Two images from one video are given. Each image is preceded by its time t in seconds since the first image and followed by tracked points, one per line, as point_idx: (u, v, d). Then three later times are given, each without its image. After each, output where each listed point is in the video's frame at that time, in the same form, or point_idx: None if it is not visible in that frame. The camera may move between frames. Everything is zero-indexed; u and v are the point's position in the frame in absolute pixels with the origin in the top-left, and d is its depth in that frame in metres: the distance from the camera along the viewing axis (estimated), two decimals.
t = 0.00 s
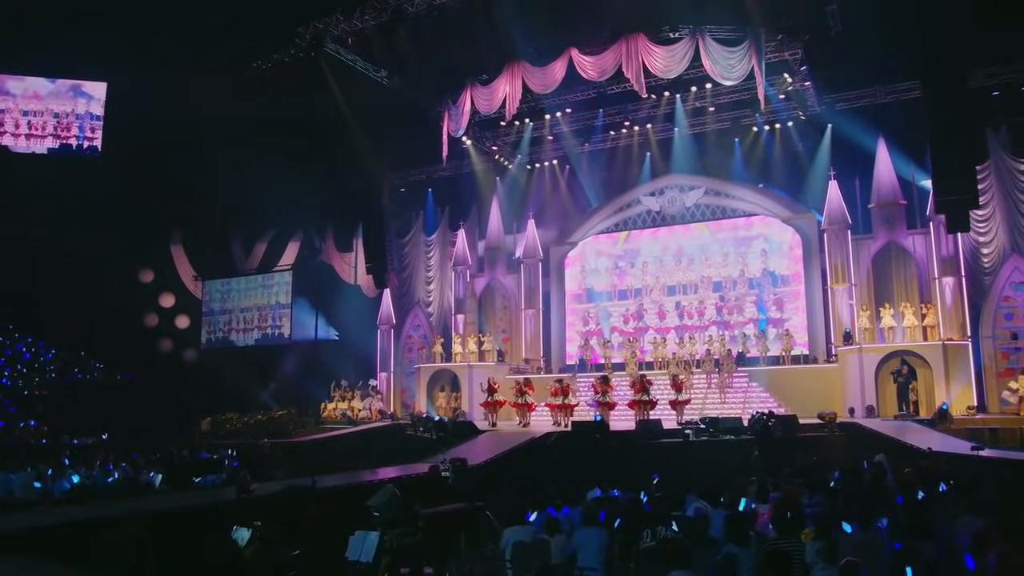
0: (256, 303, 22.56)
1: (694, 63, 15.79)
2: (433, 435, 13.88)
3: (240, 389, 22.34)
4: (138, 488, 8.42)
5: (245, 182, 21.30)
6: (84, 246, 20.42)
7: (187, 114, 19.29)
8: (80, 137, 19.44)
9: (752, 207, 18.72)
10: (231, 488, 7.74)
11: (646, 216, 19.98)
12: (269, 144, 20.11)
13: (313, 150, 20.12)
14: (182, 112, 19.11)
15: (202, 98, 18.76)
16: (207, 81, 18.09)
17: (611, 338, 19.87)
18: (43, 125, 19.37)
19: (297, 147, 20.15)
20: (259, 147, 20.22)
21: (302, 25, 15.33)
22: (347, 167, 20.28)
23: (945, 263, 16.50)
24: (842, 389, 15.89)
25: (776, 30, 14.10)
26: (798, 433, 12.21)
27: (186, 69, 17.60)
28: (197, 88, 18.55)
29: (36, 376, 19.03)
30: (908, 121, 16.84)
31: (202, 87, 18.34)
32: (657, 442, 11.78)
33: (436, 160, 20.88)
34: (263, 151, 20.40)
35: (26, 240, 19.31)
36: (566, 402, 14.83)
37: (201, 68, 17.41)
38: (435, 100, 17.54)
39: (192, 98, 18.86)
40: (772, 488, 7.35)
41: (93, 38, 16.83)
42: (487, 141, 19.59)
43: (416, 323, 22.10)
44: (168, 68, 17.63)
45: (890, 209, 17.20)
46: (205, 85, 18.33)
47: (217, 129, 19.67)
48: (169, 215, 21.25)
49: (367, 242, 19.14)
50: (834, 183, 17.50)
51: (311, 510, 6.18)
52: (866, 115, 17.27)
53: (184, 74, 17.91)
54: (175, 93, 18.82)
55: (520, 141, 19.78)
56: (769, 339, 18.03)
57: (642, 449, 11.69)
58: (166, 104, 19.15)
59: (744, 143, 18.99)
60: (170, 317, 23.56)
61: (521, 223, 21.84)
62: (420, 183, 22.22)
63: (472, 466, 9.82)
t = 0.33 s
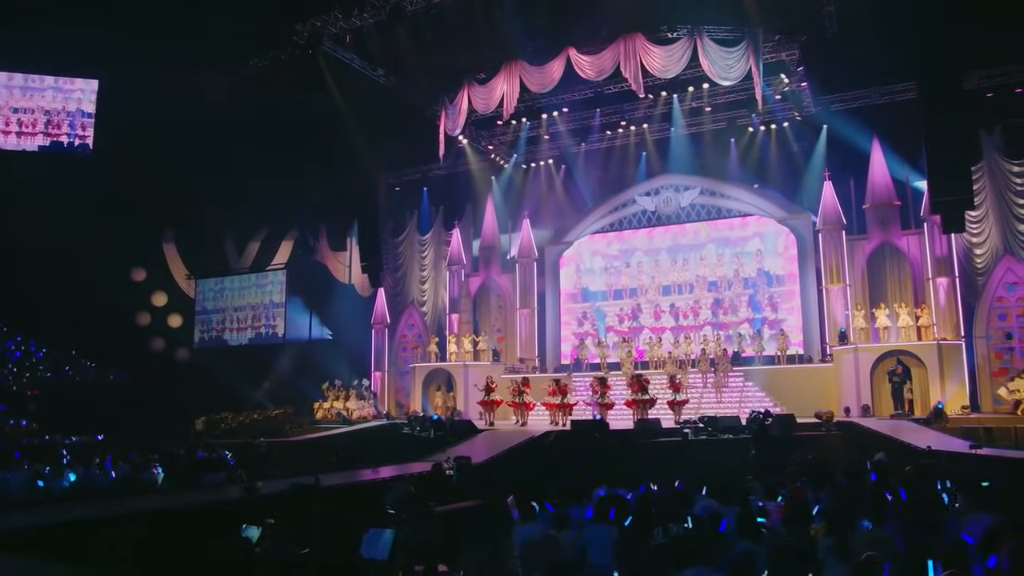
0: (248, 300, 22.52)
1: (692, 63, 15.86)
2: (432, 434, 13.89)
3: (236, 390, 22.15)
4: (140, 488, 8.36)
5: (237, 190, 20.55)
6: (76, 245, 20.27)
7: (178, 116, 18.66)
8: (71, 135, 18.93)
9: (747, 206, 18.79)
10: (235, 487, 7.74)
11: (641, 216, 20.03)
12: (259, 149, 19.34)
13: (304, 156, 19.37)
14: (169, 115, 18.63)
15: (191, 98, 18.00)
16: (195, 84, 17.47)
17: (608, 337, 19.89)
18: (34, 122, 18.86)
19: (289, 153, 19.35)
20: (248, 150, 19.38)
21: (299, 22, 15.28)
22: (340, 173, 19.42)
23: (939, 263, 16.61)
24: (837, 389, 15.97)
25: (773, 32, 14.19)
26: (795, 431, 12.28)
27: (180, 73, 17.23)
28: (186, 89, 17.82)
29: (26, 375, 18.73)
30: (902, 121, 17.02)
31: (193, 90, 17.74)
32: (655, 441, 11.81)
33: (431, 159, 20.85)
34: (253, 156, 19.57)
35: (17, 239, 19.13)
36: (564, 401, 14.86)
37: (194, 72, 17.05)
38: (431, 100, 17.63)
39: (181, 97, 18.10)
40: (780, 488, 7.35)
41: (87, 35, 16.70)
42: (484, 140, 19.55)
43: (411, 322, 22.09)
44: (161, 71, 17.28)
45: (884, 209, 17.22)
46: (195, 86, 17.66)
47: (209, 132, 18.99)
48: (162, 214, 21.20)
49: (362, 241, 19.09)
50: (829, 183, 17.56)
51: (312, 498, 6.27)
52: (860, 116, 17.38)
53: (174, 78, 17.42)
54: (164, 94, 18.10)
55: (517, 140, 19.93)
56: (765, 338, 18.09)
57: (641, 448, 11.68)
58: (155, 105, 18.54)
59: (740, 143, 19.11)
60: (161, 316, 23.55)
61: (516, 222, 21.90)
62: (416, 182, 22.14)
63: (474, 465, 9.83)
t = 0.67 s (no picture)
0: (246, 300, 22.45)
1: (693, 63, 15.91)
2: (434, 434, 13.87)
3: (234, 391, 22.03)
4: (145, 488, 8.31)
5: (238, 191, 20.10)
6: (73, 245, 20.14)
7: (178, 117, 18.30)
8: (68, 134, 18.83)
9: (747, 207, 18.82)
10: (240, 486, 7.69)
11: (640, 216, 20.05)
12: (259, 149, 18.92)
13: (304, 156, 18.96)
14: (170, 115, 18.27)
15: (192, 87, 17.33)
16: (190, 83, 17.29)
17: (607, 337, 19.89)
18: (29, 121, 18.76)
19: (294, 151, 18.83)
20: (248, 149, 18.92)
21: (300, 21, 15.28)
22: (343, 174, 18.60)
23: (938, 264, 16.62)
24: (837, 388, 16.01)
25: (773, 32, 14.23)
26: (797, 431, 12.29)
27: (176, 73, 17.17)
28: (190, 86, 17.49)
29: (23, 376, 18.68)
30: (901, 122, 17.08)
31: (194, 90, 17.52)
32: (658, 441, 11.76)
33: (430, 158, 20.83)
34: (253, 156, 19.07)
35: (12, 240, 19.01)
36: (566, 401, 14.84)
37: (192, 70, 16.98)
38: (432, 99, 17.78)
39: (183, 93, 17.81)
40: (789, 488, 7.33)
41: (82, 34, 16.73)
42: (483, 140, 19.53)
43: (410, 322, 22.15)
44: (158, 69, 17.25)
45: (884, 210, 17.22)
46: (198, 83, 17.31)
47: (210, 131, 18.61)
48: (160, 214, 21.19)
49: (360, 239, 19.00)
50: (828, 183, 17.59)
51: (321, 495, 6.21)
52: (860, 117, 17.46)
53: (168, 76, 17.26)
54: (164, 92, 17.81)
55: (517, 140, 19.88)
56: (765, 338, 18.13)
57: (645, 447, 11.65)
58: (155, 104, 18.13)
59: (740, 143, 19.12)
60: (158, 316, 23.39)
61: (515, 223, 21.91)
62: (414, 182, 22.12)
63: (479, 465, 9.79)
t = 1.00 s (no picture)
0: (235, 300, 22.27)
1: (690, 65, 15.93)
2: (429, 435, 13.84)
3: (224, 392, 21.90)
4: (142, 489, 8.21)
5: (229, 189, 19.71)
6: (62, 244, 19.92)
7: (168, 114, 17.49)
8: (55, 133, 17.74)
9: (739, 208, 18.90)
10: (239, 487, 7.62)
11: (634, 217, 20.08)
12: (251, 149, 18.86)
13: (300, 156, 19.10)
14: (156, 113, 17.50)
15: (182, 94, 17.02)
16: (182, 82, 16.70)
17: (601, 338, 19.88)
18: (17, 120, 17.80)
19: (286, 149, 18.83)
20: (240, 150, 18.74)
21: (296, 20, 15.21)
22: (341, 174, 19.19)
23: (930, 266, 16.78)
24: (830, 389, 16.09)
25: (769, 33, 14.29)
26: (793, 433, 12.33)
27: (165, 70, 16.46)
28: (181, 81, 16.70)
29: (11, 372, 18.64)
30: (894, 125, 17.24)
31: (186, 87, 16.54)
32: (655, 442, 11.77)
33: (423, 159, 20.79)
34: (245, 157, 18.88)
35: (12, 240, 18.86)
36: (561, 402, 14.84)
37: (184, 68, 16.35)
38: (427, 99, 17.74)
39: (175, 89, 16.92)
40: (790, 486, 7.37)
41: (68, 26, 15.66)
42: (477, 141, 19.49)
43: (402, 324, 21.95)
44: (147, 69, 16.50)
45: (876, 211, 17.33)
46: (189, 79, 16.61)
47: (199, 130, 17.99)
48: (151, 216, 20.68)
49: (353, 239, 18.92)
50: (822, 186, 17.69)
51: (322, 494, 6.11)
52: (852, 121, 17.64)
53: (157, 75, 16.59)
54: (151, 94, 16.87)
55: (511, 141, 19.82)
56: (758, 339, 18.21)
57: (642, 448, 11.65)
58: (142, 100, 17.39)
59: (734, 145, 19.19)
60: (147, 316, 23.21)
61: (508, 224, 21.90)
62: (406, 182, 22.01)
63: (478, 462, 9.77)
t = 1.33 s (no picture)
0: (218, 300, 22.09)
1: (679, 67, 16.01)
2: (418, 435, 13.78)
3: (207, 392, 21.67)
4: (133, 489, 8.06)
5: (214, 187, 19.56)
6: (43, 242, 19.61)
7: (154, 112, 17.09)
8: (35, 129, 17.14)
9: (725, 210, 19.02)
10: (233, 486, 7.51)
11: (620, 218, 20.15)
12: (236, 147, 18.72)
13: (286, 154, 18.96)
14: (142, 110, 17.25)
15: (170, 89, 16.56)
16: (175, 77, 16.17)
17: (586, 339, 19.91)
18: None
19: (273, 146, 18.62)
20: (225, 150, 18.69)
21: (285, 17, 14.95)
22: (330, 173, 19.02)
23: (914, 269, 16.94)
24: (816, 390, 16.21)
25: (758, 34, 14.41)
26: (781, 433, 12.43)
27: (155, 68, 16.02)
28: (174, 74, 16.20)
29: None
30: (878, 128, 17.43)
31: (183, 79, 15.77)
32: (646, 442, 11.79)
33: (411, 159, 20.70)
34: (230, 156, 18.83)
35: None
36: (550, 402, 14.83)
37: (175, 65, 15.89)
38: (416, 99, 17.67)
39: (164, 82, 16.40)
40: (786, 484, 7.41)
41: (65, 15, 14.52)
42: (465, 141, 19.46)
43: (388, 323, 21.91)
44: (137, 69, 16.07)
45: (861, 214, 17.48)
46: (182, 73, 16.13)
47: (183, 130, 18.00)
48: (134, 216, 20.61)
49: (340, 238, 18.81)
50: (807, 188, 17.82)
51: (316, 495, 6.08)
52: (838, 124, 17.82)
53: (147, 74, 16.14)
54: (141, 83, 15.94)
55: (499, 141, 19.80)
56: (744, 340, 18.31)
57: (633, 449, 11.66)
58: (129, 99, 17.09)
59: (721, 147, 19.29)
60: (130, 315, 22.79)
61: (494, 224, 21.89)
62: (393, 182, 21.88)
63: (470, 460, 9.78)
